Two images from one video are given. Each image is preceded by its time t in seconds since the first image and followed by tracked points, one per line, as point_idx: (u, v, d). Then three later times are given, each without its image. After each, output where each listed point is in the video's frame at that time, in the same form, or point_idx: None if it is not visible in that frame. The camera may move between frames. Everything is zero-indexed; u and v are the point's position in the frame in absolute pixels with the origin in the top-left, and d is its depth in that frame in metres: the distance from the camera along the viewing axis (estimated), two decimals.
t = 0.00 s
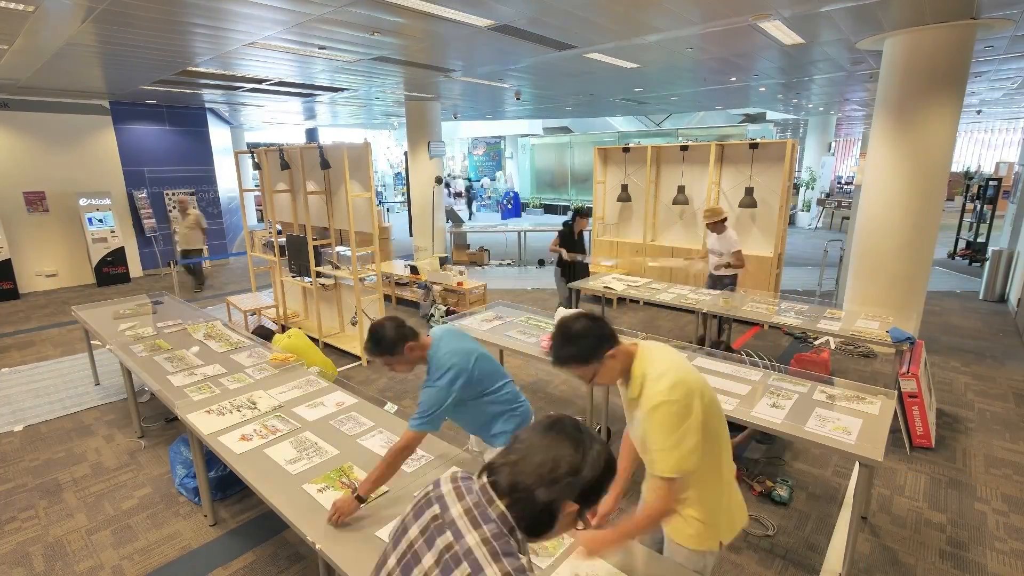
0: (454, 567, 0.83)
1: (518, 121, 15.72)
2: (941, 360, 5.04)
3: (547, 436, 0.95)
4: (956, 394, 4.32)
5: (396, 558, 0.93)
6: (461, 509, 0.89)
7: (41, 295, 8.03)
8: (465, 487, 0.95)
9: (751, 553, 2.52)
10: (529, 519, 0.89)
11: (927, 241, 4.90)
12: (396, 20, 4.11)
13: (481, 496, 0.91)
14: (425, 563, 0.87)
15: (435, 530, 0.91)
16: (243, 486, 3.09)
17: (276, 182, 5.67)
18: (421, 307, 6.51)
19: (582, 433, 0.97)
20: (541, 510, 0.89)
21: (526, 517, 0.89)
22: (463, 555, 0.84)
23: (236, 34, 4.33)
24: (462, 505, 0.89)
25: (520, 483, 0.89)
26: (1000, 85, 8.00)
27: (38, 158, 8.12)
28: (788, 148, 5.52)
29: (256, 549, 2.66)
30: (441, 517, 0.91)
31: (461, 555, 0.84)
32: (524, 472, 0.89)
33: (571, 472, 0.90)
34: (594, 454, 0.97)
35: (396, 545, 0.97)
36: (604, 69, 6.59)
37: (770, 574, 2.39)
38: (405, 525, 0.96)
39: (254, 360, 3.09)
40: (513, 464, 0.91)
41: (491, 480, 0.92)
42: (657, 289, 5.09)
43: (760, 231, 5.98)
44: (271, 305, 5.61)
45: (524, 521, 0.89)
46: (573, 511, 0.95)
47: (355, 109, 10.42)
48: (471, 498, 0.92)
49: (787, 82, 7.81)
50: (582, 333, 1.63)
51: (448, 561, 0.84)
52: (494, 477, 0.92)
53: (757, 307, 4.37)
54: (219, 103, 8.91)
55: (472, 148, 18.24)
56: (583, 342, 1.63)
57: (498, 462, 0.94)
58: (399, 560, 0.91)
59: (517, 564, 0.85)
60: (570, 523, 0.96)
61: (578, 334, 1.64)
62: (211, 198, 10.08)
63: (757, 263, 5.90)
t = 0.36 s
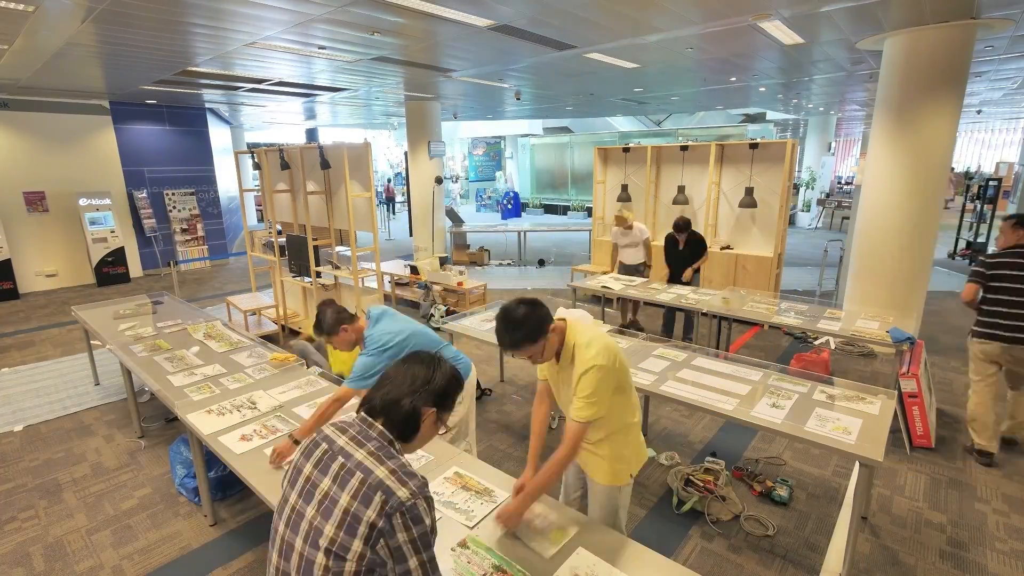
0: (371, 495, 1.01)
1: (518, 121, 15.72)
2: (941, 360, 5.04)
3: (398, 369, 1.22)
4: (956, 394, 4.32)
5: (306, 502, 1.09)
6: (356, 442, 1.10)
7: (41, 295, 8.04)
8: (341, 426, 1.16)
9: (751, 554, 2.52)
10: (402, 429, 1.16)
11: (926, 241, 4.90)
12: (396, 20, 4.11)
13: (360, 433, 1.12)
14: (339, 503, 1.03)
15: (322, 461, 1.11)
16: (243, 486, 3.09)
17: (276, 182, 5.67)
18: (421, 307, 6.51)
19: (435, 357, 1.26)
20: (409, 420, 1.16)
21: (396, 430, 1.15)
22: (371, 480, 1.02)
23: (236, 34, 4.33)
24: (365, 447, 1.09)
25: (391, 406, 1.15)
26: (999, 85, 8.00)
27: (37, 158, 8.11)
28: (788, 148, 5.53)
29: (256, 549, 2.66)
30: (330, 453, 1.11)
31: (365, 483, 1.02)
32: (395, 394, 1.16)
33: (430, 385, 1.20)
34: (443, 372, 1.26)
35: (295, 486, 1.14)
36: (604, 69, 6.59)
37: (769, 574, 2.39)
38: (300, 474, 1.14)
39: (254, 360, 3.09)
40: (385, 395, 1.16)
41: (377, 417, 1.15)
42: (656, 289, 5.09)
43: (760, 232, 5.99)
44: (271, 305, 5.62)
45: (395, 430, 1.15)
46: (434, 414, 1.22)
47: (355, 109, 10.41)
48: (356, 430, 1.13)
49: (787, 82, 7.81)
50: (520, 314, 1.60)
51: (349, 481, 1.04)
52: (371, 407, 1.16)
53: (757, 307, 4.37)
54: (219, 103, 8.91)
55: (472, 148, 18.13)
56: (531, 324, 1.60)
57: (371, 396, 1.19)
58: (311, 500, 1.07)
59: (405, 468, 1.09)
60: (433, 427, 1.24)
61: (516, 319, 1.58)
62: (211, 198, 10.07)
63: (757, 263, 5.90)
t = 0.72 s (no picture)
0: (190, 495, 1.04)
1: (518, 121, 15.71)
2: (941, 360, 5.04)
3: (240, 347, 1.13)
4: (956, 394, 4.32)
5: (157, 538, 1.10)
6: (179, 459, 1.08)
7: (41, 295, 8.03)
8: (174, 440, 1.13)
9: (751, 554, 2.52)
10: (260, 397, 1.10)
11: (926, 241, 4.90)
12: (396, 20, 4.11)
13: (195, 443, 1.10)
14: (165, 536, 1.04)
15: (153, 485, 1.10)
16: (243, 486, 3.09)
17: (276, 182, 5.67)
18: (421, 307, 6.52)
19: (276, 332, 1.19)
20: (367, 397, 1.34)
21: (253, 399, 1.09)
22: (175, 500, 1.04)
23: (236, 34, 4.33)
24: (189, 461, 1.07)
25: (247, 377, 1.08)
26: (1000, 85, 8.00)
27: (37, 158, 8.11)
28: (788, 148, 5.53)
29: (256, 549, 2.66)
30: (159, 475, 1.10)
31: (202, 497, 1.05)
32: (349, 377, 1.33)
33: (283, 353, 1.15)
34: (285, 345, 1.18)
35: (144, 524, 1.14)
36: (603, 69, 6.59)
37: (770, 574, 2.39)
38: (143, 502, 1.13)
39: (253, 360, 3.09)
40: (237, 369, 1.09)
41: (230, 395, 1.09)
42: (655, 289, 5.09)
43: (760, 231, 5.99)
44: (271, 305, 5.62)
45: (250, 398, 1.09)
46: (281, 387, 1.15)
47: (355, 109, 10.41)
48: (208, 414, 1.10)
49: (787, 81, 7.81)
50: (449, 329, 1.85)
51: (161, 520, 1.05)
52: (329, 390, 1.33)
53: (757, 307, 4.37)
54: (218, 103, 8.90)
55: (472, 148, 18.08)
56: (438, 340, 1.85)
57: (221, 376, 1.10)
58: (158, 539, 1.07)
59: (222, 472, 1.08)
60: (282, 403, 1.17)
61: (427, 334, 1.84)
62: (211, 198, 10.07)
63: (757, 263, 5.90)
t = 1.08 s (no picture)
0: (338, 445, 1.21)
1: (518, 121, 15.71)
2: (941, 360, 5.04)
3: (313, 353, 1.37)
4: (956, 394, 4.32)
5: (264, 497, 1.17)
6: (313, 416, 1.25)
7: (41, 295, 8.04)
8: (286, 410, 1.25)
9: (750, 553, 2.52)
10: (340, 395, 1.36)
11: (926, 241, 4.90)
12: (396, 20, 4.11)
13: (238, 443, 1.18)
14: (302, 486, 1.16)
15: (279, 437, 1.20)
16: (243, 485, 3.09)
17: (275, 182, 5.66)
18: (421, 307, 6.53)
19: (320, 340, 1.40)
20: (346, 385, 1.36)
21: (337, 397, 1.34)
22: (327, 442, 1.21)
23: (236, 34, 4.33)
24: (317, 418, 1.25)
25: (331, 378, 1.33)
26: (999, 85, 8.00)
27: (37, 158, 8.11)
28: (788, 148, 5.53)
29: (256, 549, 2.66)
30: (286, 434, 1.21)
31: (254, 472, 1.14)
32: (325, 369, 1.34)
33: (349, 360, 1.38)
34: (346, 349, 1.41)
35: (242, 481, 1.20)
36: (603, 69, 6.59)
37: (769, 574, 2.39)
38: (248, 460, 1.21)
39: (253, 360, 3.09)
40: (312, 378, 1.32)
41: (317, 392, 1.32)
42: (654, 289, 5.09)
43: (760, 232, 5.98)
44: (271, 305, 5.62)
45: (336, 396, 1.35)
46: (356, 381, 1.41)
47: (355, 109, 10.40)
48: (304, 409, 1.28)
49: (787, 82, 7.81)
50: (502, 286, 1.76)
51: (304, 468, 1.17)
52: (310, 384, 1.33)
53: (757, 307, 4.37)
54: (219, 102, 8.90)
55: (472, 148, 18.03)
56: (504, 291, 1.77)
57: (305, 380, 1.33)
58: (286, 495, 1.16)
59: (351, 422, 1.30)
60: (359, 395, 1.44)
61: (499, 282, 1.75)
62: (211, 198, 10.07)
63: (757, 263, 5.91)
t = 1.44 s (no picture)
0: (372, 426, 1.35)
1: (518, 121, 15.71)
2: (941, 360, 5.04)
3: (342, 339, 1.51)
4: (957, 394, 4.31)
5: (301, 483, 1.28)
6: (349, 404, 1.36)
7: (41, 295, 8.04)
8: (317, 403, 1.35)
9: (751, 553, 2.52)
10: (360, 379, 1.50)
11: (926, 241, 4.90)
12: (395, 20, 4.11)
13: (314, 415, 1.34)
14: (358, 467, 1.31)
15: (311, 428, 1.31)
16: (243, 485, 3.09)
17: (275, 182, 5.66)
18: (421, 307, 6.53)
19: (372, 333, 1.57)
20: (370, 370, 1.51)
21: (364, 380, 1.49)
22: (359, 422, 1.33)
23: (236, 34, 4.33)
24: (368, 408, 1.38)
25: (359, 366, 1.48)
26: (999, 85, 8.00)
27: (37, 158, 8.11)
28: (788, 148, 5.53)
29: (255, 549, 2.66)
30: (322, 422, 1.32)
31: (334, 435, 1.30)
32: (350, 354, 1.48)
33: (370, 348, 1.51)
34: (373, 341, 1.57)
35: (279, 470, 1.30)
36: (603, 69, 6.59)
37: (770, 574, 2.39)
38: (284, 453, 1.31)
39: (253, 360, 3.09)
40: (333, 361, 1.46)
41: (344, 375, 1.46)
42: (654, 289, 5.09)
43: (760, 232, 5.98)
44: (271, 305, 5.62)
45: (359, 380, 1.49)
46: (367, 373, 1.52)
47: (355, 109, 10.40)
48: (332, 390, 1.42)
49: (787, 81, 7.80)
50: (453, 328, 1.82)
51: (340, 446, 1.29)
52: (335, 369, 1.46)
53: (757, 307, 4.37)
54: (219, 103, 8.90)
55: (472, 148, 18.02)
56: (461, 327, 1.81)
57: (333, 365, 1.47)
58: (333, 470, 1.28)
59: (379, 405, 1.44)
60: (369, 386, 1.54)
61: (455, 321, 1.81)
62: (211, 198, 10.07)
63: (757, 263, 5.90)
